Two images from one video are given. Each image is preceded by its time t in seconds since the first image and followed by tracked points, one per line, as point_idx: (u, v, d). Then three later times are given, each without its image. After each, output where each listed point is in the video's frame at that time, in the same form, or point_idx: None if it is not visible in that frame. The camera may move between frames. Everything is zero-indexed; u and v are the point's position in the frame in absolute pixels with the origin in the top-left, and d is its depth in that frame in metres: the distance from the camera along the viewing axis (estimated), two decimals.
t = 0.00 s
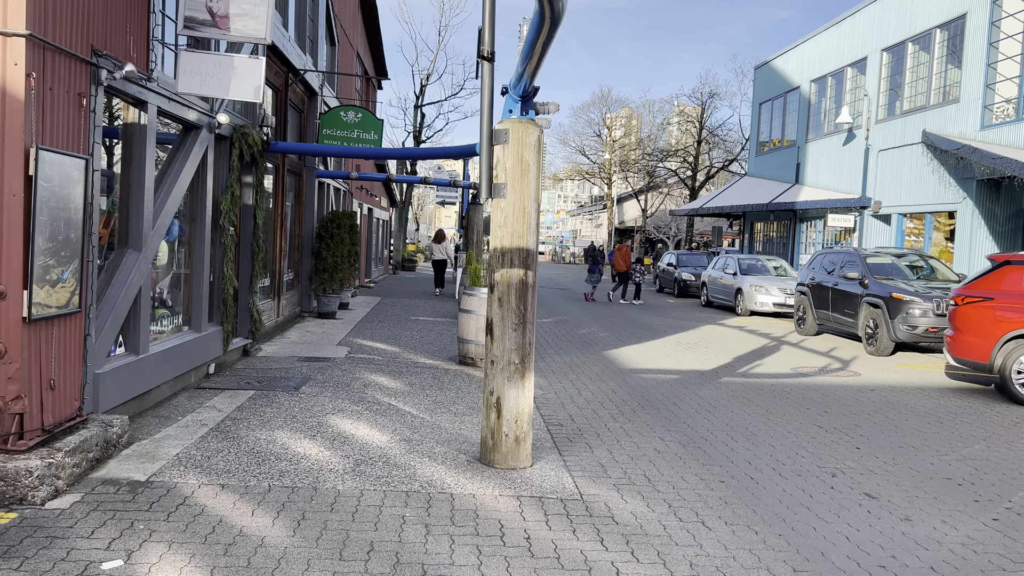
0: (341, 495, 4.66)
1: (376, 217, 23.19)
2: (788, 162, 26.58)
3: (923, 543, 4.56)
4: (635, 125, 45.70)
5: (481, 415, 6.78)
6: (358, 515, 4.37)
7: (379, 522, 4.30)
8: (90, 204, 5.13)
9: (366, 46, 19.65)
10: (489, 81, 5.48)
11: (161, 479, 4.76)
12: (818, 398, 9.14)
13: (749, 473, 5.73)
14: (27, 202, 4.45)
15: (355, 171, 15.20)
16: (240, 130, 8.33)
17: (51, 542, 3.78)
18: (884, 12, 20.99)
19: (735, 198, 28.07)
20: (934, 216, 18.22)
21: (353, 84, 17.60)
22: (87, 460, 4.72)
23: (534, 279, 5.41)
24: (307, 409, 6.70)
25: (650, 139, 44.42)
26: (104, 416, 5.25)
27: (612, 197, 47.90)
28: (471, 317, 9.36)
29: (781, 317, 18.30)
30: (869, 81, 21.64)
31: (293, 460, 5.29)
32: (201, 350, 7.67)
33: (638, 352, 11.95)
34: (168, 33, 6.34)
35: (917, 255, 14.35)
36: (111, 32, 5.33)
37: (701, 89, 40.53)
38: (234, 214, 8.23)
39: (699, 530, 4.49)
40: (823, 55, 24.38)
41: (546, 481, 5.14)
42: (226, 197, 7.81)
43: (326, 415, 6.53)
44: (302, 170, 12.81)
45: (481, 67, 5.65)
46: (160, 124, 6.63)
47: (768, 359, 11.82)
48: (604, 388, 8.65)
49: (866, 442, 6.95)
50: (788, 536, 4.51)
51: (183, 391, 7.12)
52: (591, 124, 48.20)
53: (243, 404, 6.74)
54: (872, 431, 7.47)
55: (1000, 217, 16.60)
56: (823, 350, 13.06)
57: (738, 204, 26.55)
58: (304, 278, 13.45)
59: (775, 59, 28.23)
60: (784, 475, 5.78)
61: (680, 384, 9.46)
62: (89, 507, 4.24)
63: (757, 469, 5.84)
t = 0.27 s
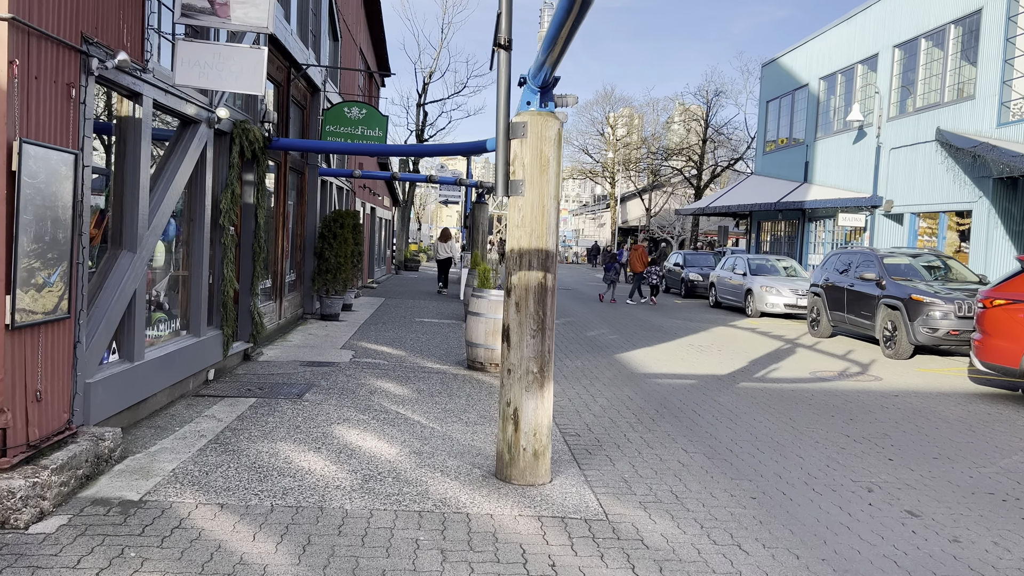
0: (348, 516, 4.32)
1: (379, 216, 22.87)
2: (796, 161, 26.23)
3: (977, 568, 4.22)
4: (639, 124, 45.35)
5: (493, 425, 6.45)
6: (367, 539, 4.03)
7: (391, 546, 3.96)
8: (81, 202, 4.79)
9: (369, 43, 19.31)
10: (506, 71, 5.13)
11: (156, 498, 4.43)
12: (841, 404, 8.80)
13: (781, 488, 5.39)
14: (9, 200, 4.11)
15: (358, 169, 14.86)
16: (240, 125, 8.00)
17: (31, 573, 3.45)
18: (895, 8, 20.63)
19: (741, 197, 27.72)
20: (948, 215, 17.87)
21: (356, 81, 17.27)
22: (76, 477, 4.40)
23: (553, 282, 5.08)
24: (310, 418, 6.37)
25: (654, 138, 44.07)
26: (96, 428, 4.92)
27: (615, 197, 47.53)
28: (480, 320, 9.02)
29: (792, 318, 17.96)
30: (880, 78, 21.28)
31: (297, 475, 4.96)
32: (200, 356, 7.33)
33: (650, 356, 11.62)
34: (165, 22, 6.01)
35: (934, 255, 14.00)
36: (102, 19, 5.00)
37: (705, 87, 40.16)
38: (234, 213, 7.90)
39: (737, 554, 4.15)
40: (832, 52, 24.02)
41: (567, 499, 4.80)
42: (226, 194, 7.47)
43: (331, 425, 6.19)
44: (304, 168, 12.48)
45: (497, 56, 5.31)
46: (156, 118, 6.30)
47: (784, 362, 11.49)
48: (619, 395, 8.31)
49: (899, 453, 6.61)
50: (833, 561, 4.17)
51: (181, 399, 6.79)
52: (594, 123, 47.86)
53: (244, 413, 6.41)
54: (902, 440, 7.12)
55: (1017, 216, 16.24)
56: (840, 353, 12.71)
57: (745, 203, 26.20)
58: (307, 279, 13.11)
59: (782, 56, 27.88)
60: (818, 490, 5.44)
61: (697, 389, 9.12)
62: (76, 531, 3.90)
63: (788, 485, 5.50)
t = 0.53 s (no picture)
0: (350, 537, 4.01)
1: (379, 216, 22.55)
2: (802, 159, 25.92)
3: None
4: (641, 123, 45.05)
5: (502, 434, 6.14)
6: (372, 562, 3.73)
7: (398, 570, 3.65)
8: (65, 200, 4.47)
9: (369, 39, 19.01)
10: (519, 59, 4.82)
11: (143, 516, 4.11)
12: (860, 409, 8.48)
13: (810, 503, 5.08)
14: None
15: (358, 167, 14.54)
16: (236, 119, 7.69)
17: None
18: (905, 3, 20.30)
19: (746, 196, 27.40)
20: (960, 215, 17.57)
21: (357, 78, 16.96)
22: (59, 494, 4.10)
23: (569, 283, 4.77)
24: (310, 427, 6.06)
25: (656, 137, 43.75)
26: (81, 440, 4.63)
27: (617, 196, 47.23)
28: (486, 322, 8.72)
29: (800, 319, 17.65)
30: (889, 75, 20.96)
31: (295, 490, 4.65)
32: (195, 360, 7.04)
33: (659, 358, 11.32)
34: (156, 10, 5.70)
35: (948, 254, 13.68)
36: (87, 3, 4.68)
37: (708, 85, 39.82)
38: (231, 211, 7.60)
39: None
40: (839, 49, 23.70)
41: (584, 517, 4.49)
42: (222, 191, 7.17)
43: (331, 434, 5.88)
44: (304, 166, 12.18)
45: (508, 44, 4.98)
46: (148, 112, 5.99)
47: (798, 365, 11.18)
48: (630, 400, 8.01)
49: (928, 463, 6.30)
50: None
51: (175, 407, 6.48)
52: (595, 122, 47.54)
53: (240, 420, 6.11)
54: (930, 448, 6.80)
55: None
56: (853, 355, 12.39)
57: (750, 202, 25.88)
58: (306, 279, 12.82)
59: (787, 54, 27.56)
60: (848, 505, 5.13)
61: (710, 393, 8.82)
62: (56, 555, 3.60)
63: (815, 499, 5.18)
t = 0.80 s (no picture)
0: (347, 562, 3.66)
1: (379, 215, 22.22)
2: (808, 158, 25.57)
3: None
4: (643, 122, 44.72)
5: (510, 444, 5.79)
6: None
7: None
8: (37, 193, 4.12)
9: (370, 35, 18.67)
10: (529, 42, 4.46)
11: (120, 540, 3.76)
12: (880, 415, 8.13)
13: (841, 521, 4.73)
14: None
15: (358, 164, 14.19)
16: (229, 112, 7.35)
17: None
18: None
19: (751, 195, 27.04)
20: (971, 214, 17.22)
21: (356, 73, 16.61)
22: (28, 515, 3.76)
23: (583, 285, 4.42)
24: (306, 436, 5.71)
25: (658, 136, 43.41)
26: (57, 454, 4.28)
27: (618, 196, 46.90)
28: (490, 325, 8.37)
29: (808, 320, 17.31)
30: (897, 72, 20.61)
31: (287, 508, 4.30)
32: (185, 365, 6.69)
33: (668, 362, 10.96)
34: None
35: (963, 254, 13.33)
36: None
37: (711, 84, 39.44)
38: (224, 208, 7.25)
39: None
40: (846, 46, 23.34)
41: (602, 539, 4.14)
42: (213, 187, 6.82)
43: (328, 445, 5.53)
44: (301, 163, 11.82)
45: (518, 23, 4.61)
46: (133, 102, 5.65)
47: (811, 369, 10.84)
48: (642, 407, 7.65)
49: (960, 475, 5.94)
50: None
51: (163, 414, 6.14)
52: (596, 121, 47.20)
53: (231, 430, 5.75)
54: (959, 458, 6.45)
55: None
56: (867, 358, 12.05)
57: (755, 201, 25.54)
58: (304, 279, 12.48)
59: (792, 51, 27.21)
60: (882, 523, 4.78)
61: (723, 398, 8.47)
62: None
63: (846, 517, 4.83)
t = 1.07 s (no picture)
0: None
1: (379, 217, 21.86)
2: (815, 159, 25.21)
3: None
4: (645, 122, 44.36)
5: (524, 464, 5.42)
6: None
7: None
8: (12, 197, 3.76)
9: (371, 33, 18.32)
10: (548, 33, 4.10)
11: None
12: (907, 426, 7.77)
13: (885, 551, 4.38)
14: None
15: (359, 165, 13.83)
16: (225, 110, 7.00)
17: None
18: None
19: (757, 196, 26.66)
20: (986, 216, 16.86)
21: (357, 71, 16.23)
22: (2, 553, 3.40)
23: (607, 296, 4.06)
24: (306, 456, 5.35)
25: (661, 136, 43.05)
26: (36, 481, 3.93)
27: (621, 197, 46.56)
28: (499, 333, 8.01)
29: (819, 324, 16.96)
30: (908, 71, 20.25)
31: (287, 540, 3.95)
32: (180, 377, 6.34)
33: (680, 369, 10.59)
34: None
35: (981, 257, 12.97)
36: None
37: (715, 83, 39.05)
38: (220, 212, 6.89)
39: None
40: (855, 44, 22.97)
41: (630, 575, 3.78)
42: (208, 189, 6.46)
43: (330, 465, 5.17)
44: (301, 164, 11.46)
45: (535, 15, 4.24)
46: (123, 99, 5.29)
47: (828, 376, 10.48)
48: (658, 420, 7.28)
49: (1002, 495, 5.58)
50: None
51: (155, 431, 5.79)
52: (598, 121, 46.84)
53: (227, 449, 5.40)
54: (998, 476, 6.08)
55: None
56: (884, 364, 11.69)
57: (761, 202, 25.18)
58: (304, 284, 12.13)
59: (799, 50, 26.85)
60: (930, 553, 4.41)
61: (741, 409, 8.11)
62: None
63: (890, 546, 4.46)
